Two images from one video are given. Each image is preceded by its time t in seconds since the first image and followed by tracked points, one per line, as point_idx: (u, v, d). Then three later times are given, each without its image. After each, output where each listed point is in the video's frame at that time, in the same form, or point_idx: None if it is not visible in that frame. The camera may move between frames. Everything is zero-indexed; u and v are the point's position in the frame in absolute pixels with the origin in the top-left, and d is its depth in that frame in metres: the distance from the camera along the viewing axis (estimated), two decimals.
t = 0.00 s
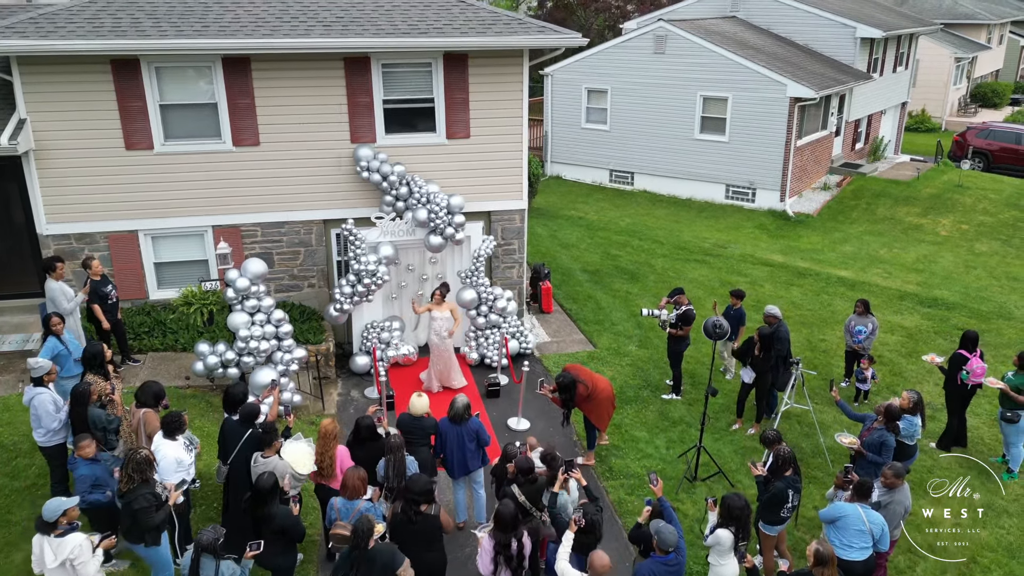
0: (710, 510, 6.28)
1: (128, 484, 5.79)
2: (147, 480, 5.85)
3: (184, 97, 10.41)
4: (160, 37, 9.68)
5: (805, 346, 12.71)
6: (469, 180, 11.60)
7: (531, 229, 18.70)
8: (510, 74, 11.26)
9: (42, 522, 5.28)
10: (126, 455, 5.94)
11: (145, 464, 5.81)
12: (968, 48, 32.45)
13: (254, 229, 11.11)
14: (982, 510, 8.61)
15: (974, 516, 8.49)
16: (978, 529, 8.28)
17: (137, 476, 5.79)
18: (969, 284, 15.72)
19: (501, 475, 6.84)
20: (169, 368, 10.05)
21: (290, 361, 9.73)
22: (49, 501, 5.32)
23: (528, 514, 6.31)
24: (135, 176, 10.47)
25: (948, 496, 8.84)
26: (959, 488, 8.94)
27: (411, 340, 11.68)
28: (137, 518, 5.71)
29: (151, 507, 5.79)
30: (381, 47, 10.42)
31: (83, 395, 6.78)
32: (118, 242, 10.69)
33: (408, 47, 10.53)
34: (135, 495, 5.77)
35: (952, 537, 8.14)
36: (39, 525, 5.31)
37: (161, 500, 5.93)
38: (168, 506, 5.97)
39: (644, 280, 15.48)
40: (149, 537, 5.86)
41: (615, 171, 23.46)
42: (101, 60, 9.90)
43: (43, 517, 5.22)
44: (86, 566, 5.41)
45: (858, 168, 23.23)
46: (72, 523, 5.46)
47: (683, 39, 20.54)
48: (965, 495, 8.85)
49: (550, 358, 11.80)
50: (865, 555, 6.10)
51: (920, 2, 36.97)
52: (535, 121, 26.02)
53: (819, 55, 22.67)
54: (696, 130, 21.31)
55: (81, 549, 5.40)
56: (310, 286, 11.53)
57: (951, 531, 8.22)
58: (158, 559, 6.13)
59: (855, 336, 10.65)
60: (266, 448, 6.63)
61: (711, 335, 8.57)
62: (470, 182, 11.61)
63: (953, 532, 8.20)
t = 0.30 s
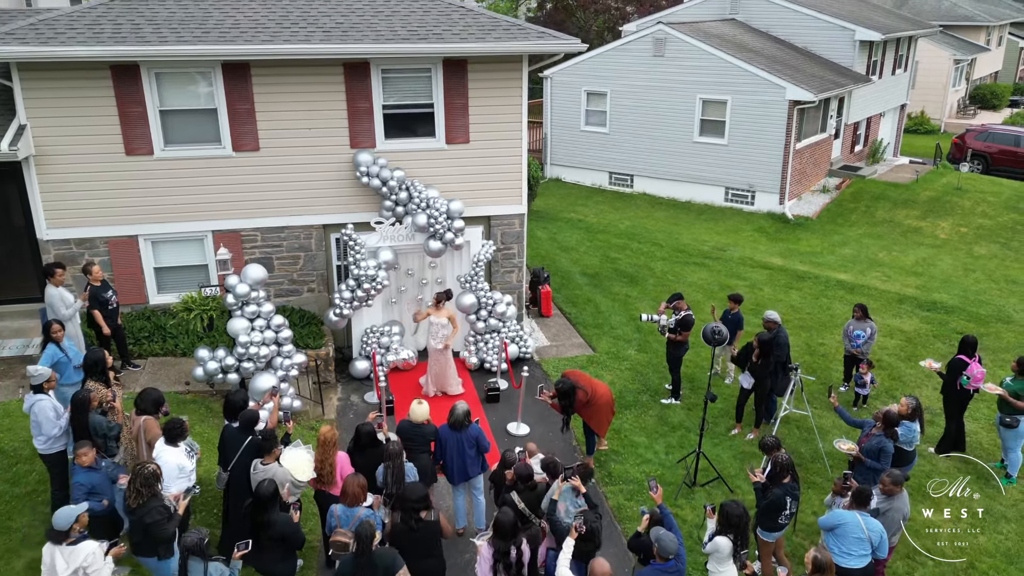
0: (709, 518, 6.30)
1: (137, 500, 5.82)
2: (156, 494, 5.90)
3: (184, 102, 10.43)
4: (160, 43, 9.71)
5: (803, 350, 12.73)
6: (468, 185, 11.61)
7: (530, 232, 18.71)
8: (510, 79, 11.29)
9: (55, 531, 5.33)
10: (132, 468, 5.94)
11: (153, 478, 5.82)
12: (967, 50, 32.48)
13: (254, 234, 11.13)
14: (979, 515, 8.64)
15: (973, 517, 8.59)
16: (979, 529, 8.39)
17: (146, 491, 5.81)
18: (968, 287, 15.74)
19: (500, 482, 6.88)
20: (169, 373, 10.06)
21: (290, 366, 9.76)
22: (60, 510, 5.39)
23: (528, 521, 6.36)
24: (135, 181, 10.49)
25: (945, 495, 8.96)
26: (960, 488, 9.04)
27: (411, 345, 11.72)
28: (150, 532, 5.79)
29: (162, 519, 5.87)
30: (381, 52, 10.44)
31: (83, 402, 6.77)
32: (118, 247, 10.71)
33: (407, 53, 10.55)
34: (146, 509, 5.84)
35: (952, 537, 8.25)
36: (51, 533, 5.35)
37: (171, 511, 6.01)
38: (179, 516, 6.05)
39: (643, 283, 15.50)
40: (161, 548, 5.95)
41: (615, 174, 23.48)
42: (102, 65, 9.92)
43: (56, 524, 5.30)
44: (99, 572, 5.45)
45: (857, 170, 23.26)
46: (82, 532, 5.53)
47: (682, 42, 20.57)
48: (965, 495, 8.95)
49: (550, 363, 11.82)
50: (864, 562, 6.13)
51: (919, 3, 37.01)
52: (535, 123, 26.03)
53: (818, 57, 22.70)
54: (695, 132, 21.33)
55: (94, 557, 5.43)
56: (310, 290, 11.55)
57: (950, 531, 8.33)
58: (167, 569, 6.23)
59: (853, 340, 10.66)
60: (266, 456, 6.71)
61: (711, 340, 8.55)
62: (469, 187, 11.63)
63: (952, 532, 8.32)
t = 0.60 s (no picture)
0: (710, 518, 6.31)
1: (145, 503, 5.83)
2: (163, 496, 5.92)
3: (184, 103, 10.43)
4: (160, 43, 9.72)
5: (803, 350, 12.74)
6: (468, 185, 11.62)
7: (530, 232, 18.72)
8: (510, 79, 11.29)
9: (63, 531, 5.38)
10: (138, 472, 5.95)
11: (160, 481, 5.82)
12: (968, 50, 32.52)
13: (254, 234, 11.14)
14: (979, 515, 8.65)
15: (974, 517, 8.60)
16: (979, 528, 8.41)
17: (153, 494, 5.82)
18: (968, 287, 15.75)
19: (501, 483, 6.88)
20: (169, 373, 10.07)
21: (290, 366, 9.77)
22: (67, 510, 5.45)
23: (528, 521, 6.37)
24: (135, 181, 10.49)
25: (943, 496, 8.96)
26: (960, 488, 9.05)
27: (411, 345, 11.73)
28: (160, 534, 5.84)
29: (172, 520, 5.93)
30: (381, 53, 10.45)
31: (84, 402, 6.77)
32: (118, 248, 10.71)
33: (408, 54, 10.56)
34: (154, 511, 5.88)
35: (952, 537, 8.26)
36: (60, 532, 5.40)
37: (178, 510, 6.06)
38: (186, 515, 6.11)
39: (644, 283, 15.51)
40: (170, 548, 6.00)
41: (615, 174, 23.49)
42: (102, 66, 9.93)
43: (65, 524, 5.36)
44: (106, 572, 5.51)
45: (857, 170, 23.28)
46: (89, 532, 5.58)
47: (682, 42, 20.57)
48: (965, 495, 8.95)
49: (550, 363, 11.83)
50: (864, 563, 6.15)
51: (920, 3, 37.01)
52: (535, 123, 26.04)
53: (818, 57, 22.71)
54: (695, 132, 21.34)
55: (101, 557, 5.48)
56: (310, 291, 11.56)
57: (950, 531, 8.34)
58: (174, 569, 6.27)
59: (853, 341, 10.67)
60: (266, 456, 6.72)
61: (711, 341, 8.56)
62: (470, 187, 11.64)
63: (952, 531, 8.35)
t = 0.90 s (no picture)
0: (711, 518, 6.32)
1: (150, 499, 5.87)
2: (168, 492, 5.94)
3: (184, 103, 10.44)
4: (160, 43, 9.72)
5: (803, 350, 12.74)
6: (468, 185, 11.62)
7: (531, 232, 18.72)
8: (510, 80, 11.30)
9: (65, 529, 5.40)
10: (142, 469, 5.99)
11: (163, 477, 5.87)
12: (968, 50, 32.53)
13: (255, 234, 11.14)
14: (979, 515, 8.64)
15: (974, 517, 8.60)
16: (979, 528, 8.41)
17: (158, 490, 5.86)
18: (968, 287, 15.75)
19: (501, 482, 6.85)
20: (170, 373, 10.08)
21: (291, 366, 9.78)
22: (67, 508, 5.45)
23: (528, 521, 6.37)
24: (135, 181, 10.50)
25: (942, 495, 8.96)
26: (960, 488, 9.06)
27: (412, 345, 11.73)
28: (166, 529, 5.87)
29: (178, 515, 5.95)
30: (381, 53, 10.45)
31: (84, 402, 6.80)
32: (119, 247, 10.72)
33: (408, 54, 10.57)
34: (158, 507, 5.91)
35: (952, 537, 8.26)
36: (61, 530, 5.41)
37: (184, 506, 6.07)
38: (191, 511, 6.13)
39: (644, 283, 15.52)
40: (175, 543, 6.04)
41: (615, 174, 23.50)
42: (102, 66, 9.94)
43: (65, 522, 5.37)
44: (109, 570, 5.54)
45: (857, 170, 23.28)
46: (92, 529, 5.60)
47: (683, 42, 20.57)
48: (965, 495, 8.96)
49: (550, 363, 11.84)
50: (864, 563, 6.17)
51: (920, 3, 37.00)
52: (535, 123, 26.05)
53: (819, 57, 22.71)
54: (695, 132, 21.34)
55: (103, 554, 5.51)
56: (311, 291, 11.56)
57: (950, 531, 8.34)
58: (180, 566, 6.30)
59: (853, 341, 10.67)
60: (266, 456, 6.73)
61: (711, 341, 8.56)
62: (470, 187, 11.64)
63: (951, 529, 8.37)
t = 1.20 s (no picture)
0: (711, 517, 6.33)
1: (156, 495, 5.95)
2: (174, 487, 6.01)
3: (185, 102, 10.44)
4: (161, 43, 9.73)
5: (804, 350, 12.74)
6: (468, 185, 11.62)
7: (531, 232, 18.72)
8: (510, 79, 11.30)
9: (67, 521, 5.44)
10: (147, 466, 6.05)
11: (169, 473, 5.92)
12: (968, 50, 32.53)
13: (255, 234, 11.15)
14: (981, 515, 8.64)
15: (973, 517, 8.60)
16: (979, 528, 8.41)
17: (164, 486, 5.93)
18: (968, 287, 15.75)
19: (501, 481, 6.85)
20: (170, 373, 10.08)
21: (291, 365, 9.78)
22: (67, 503, 5.48)
23: (528, 520, 6.36)
24: (135, 181, 10.50)
25: (943, 495, 8.96)
26: (960, 488, 9.06)
27: (412, 345, 11.73)
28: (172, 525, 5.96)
29: (184, 510, 6.05)
30: (381, 53, 10.46)
31: (84, 402, 6.80)
32: (119, 247, 10.72)
33: (408, 54, 10.57)
34: (165, 503, 5.99)
35: (952, 537, 8.26)
36: (63, 523, 5.45)
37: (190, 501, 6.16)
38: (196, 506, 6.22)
39: (644, 283, 15.52)
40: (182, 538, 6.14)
41: (615, 173, 23.50)
42: (103, 65, 9.95)
43: (66, 516, 5.40)
44: (111, 561, 5.61)
45: (858, 170, 23.29)
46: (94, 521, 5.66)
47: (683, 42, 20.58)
48: (965, 495, 8.96)
49: (551, 363, 11.84)
50: (864, 563, 6.19)
51: (920, 3, 37.00)
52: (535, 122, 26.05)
53: (819, 57, 22.72)
54: (696, 132, 21.34)
55: (105, 545, 5.59)
56: (311, 290, 11.57)
57: (950, 531, 8.34)
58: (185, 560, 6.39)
59: (853, 341, 10.68)
60: (266, 456, 6.75)
61: (712, 340, 8.57)
62: (470, 187, 11.64)
63: (951, 529, 8.38)
